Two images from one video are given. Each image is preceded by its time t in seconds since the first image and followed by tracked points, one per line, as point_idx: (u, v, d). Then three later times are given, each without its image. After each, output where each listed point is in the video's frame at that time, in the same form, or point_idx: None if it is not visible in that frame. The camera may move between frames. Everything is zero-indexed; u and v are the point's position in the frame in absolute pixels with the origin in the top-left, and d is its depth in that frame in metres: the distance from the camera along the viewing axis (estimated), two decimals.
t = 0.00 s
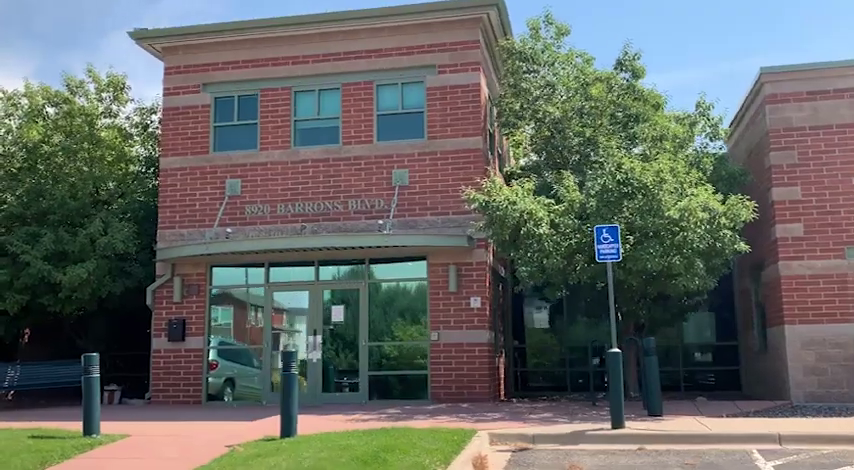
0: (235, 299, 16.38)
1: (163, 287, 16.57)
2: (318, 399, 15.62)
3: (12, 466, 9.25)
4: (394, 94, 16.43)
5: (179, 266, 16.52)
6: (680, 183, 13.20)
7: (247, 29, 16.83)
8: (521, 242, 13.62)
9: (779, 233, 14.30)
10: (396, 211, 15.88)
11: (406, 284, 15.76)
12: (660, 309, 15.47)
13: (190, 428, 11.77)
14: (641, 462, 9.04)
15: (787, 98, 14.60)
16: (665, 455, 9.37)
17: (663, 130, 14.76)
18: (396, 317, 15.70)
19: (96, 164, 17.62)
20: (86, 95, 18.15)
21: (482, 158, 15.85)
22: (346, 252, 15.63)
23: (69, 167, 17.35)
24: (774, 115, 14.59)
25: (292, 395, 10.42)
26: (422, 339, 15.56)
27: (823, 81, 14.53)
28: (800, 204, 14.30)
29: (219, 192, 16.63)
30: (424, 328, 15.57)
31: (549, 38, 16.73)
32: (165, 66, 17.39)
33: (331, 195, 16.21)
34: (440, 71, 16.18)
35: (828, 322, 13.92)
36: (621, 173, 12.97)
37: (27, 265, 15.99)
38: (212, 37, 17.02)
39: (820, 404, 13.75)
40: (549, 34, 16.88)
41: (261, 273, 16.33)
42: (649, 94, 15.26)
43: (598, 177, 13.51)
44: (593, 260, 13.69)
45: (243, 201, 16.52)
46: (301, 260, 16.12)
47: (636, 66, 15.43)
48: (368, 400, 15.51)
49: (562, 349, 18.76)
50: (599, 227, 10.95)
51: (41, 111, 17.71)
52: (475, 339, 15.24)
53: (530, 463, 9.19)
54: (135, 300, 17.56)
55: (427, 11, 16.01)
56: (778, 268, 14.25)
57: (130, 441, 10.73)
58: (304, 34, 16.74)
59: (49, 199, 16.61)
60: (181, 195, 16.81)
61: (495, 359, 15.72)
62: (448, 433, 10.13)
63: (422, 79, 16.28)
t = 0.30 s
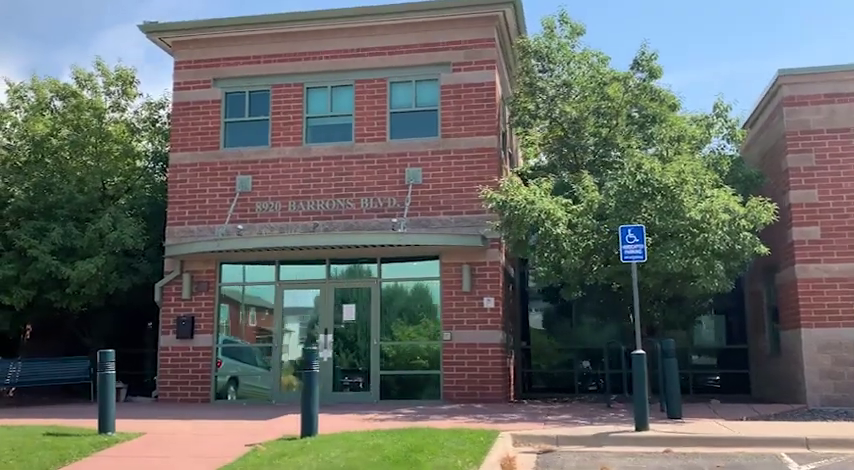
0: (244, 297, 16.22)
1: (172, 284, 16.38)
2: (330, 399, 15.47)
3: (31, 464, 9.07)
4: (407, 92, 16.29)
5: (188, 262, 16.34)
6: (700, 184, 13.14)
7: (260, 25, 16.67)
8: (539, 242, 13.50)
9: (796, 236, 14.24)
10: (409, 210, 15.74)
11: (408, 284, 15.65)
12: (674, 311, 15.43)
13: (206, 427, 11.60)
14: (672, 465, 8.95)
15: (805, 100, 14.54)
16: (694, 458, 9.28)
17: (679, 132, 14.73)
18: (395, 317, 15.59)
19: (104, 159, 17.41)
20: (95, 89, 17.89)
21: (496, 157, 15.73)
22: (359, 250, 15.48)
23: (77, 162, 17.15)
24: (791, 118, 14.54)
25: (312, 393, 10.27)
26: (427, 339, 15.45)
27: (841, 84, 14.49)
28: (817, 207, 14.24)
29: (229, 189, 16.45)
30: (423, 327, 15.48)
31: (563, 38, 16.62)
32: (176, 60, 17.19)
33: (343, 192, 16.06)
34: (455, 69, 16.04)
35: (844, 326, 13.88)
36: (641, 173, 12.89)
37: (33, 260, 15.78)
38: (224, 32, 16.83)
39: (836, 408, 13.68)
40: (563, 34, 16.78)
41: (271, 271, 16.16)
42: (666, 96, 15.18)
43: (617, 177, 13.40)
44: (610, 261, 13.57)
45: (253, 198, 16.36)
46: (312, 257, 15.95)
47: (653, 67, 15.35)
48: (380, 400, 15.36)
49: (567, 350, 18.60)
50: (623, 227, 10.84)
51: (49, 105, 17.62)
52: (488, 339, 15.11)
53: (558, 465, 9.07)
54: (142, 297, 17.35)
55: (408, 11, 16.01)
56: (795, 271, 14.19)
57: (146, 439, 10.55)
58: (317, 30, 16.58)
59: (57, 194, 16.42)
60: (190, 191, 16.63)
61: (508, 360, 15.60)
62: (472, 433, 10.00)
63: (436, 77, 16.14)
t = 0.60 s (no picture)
0: (257, 298, 16.13)
1: (182, 285, 16.22)
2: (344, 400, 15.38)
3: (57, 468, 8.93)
4: (421, 91, 16.19)
5: (200, 263, 16.19)
6: (720, 184, 13.13)
7: (271, 23, 16.53)
8: (557, 242, 13.42)
9: (812, 237, 14.22)
10: (423, 210, 15.65)
11: (422, 285, 15.57)
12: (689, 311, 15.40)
13: (226, 429, 11.47)
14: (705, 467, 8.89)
15: (820, 101, 14.53)
16: (726, 460, 9.24)
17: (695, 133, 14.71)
18: (409, 318, 15.50)
19: (113, 159, 17.25)
20: (104, 88, 17.80)
21: (510, 157, 15.66)
22: (373, 251, 15.37)
23: (86, 162, 16.99)
24: (807, 119, 14.52)
25: (338, 394, 10.18)
26: (441, 340, 15.38)
27: None
28: (833, 208, 14.23)
29: (240, 189, 16.32)
30: (422, 328, 15.43)
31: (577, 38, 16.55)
32: (185, 59, 17.03)
33: (356, 192, 15.96)
34: (469, 68, 15.95)
35: None
36: (662, 174, 12.86)
37: (43, 260, 15.59)
38: (234, 31, 16.68)
39: None
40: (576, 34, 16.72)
41: (283, 272, 16.05)
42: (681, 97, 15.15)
43: (635, 177, 13.36)
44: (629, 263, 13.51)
45: (265, 198, 16.23)
46: (325, 258, 15.84)
47: (668, 67, 15.31)
48: (394, 401, 15.27)
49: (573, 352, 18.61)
50: (649, 227, 10.79)
51: (57, 103, 17.41)
52: (503, 340, 15.03)
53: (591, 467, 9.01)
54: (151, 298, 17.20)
55: (413, 11, 15.93)
56: (811, 272, 14.18)
57: (169, 442, 10.42)
58: (329, 29, 16.46)
59: (67, 193, 16.26)
60: (201, 191, 16.49)
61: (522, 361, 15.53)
62: (500, 435, 9.91)
63: (450, 77, 16.06)
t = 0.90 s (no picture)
0: (270, 301, 15.99)
1: (195, 289, 16.07)
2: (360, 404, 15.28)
3: None
4: (434, 92, 16.10)
5: (212, 267, 16.05)
6: (740, 184, 13.11)
7: (282, 25, 16.42)
8: (577, 243, 13.32)
9: (830, 236, 14.19)
10: (438, 212, 15.55)
11: (437, 287, 15.47)
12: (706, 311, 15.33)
13: (249, 434, 11.34)
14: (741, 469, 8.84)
15: (836, 100, 14.49)
16: (760, 461, 9.17)
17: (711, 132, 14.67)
18: (425, 321, 15.40)
19: (122, 163, 17.10)
20: (113, 91, 17.65)
21: (525, 158, 15.58)
22: (388, 253, 15.27)
23: (95, 165, 16.84)
24: (823, 117, 14.48)
25: (365, 397, 10.06)
26: (457, 342, 15.28)
27: None
28: (851, 207, 14.21)
29: (253, 192, 16.20)
30: (423, 330, 15.36)
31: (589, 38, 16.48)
32: (195, 61, 16.89)
33: (369, 194, 15.85)
34: (482, 69, 15.87)
35: None
36: (683, 173, 12.79)
37: (55, 265, 15.48)
38: (245, 32, 16.55)
39: None
40: (588, 34, 16.65)
41: (297, 275, 15.94)
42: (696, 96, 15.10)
43: (654, 177, 13.28)
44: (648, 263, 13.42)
45: (278, 201, 16.12)
46: (339, 260, 15.73)
47: (683, 66, 15.26)
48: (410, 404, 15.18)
49: (580, 352, 18.49)
50: (675, 227, 10.72)
51: (66, 107, 17.29)
52: (521, 342, 14.94)
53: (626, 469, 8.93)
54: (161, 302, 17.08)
55: (435, 11, 15.81)
56: (829, 271, 14.15)
57: (194, 448, 10.29)
58: (340, 30, 16.35)
59: (78, 197, 16.15)
60: (213, 194, 16.35)
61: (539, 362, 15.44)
62: (530, 437, 9.82)
63: (464, 77, 15.97)
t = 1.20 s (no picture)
0: (287, 305, 15.80)
1: (211, 292, 15.87)
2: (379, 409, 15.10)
3: None
4: (452, 94, 15.94)
5: (228, 270, 15.85)
6: (766, 184, 12.97)
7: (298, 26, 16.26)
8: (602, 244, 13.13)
9: None
10: (456, 214, 15.37)
11: (457, 290, 15.28)
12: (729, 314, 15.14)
13: (273, 440, 11.14)
14: None
15: None
16: (801, 464, 9.00)
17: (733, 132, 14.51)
18: (444, 324, 15.22)
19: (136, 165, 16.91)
20: (126, 92, 17.51)
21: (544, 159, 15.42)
22: (407, 255, 15.10)
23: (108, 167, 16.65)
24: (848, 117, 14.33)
25: (395, 401, 9.87)
26: (477, 346, 15.10)
27: None
28: None
29: (269, 194, 16.02)
30: (431, 335, 15.18)
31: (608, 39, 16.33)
32: (210, 62, 16.72)
33: (387, 197, 15.68)
34: (501, 69, 15.72)
35: None
36: (710, 173, 12.63)
37: (69, 269, 15.25)
38: (260, 33, 16.38)
39: None
40: (607, 34, 16.50)
41: (314, 278, 15.75)
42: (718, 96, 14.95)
43: (680, 177, 13.11)
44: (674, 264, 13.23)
45: (295, 203, 15.94)
46: (357, 263, 15.55)
47: (704, 66, 15.10)
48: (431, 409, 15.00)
49: (593, 356, 18.28)
50: (708, 228, 10.57)
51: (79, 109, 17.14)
52: (542, 346, 14.75)
53: None
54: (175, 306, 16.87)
55: (454, 11, 15.65)
56: None
57: (220, 454, 10.09)
58: (357, 31, 16.20)
59: (93, 199, 15.95)
60: (228, 197, 16.17)
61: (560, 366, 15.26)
62: (564, 442, 9.64)
63: (482, 78, 15.82)
